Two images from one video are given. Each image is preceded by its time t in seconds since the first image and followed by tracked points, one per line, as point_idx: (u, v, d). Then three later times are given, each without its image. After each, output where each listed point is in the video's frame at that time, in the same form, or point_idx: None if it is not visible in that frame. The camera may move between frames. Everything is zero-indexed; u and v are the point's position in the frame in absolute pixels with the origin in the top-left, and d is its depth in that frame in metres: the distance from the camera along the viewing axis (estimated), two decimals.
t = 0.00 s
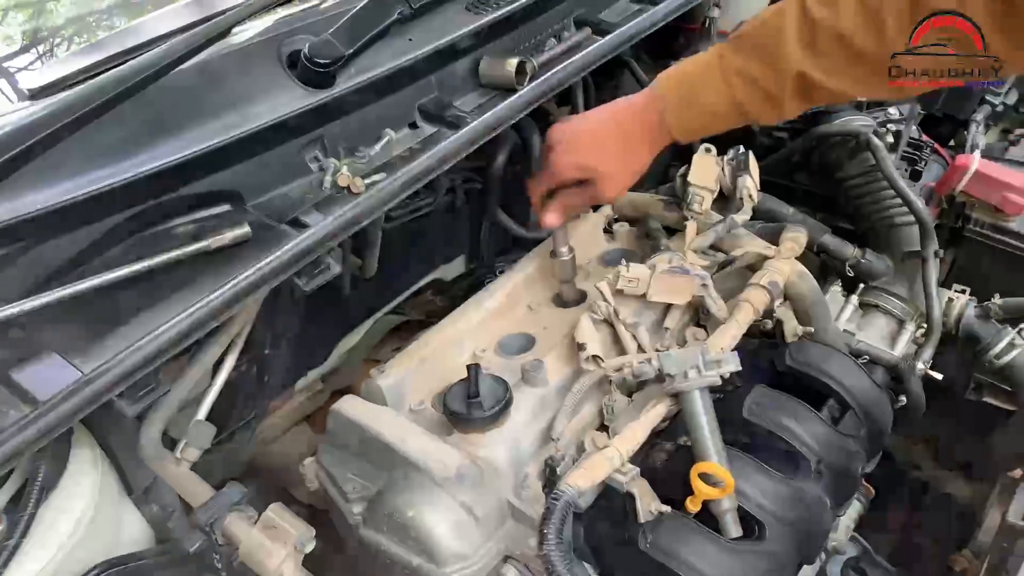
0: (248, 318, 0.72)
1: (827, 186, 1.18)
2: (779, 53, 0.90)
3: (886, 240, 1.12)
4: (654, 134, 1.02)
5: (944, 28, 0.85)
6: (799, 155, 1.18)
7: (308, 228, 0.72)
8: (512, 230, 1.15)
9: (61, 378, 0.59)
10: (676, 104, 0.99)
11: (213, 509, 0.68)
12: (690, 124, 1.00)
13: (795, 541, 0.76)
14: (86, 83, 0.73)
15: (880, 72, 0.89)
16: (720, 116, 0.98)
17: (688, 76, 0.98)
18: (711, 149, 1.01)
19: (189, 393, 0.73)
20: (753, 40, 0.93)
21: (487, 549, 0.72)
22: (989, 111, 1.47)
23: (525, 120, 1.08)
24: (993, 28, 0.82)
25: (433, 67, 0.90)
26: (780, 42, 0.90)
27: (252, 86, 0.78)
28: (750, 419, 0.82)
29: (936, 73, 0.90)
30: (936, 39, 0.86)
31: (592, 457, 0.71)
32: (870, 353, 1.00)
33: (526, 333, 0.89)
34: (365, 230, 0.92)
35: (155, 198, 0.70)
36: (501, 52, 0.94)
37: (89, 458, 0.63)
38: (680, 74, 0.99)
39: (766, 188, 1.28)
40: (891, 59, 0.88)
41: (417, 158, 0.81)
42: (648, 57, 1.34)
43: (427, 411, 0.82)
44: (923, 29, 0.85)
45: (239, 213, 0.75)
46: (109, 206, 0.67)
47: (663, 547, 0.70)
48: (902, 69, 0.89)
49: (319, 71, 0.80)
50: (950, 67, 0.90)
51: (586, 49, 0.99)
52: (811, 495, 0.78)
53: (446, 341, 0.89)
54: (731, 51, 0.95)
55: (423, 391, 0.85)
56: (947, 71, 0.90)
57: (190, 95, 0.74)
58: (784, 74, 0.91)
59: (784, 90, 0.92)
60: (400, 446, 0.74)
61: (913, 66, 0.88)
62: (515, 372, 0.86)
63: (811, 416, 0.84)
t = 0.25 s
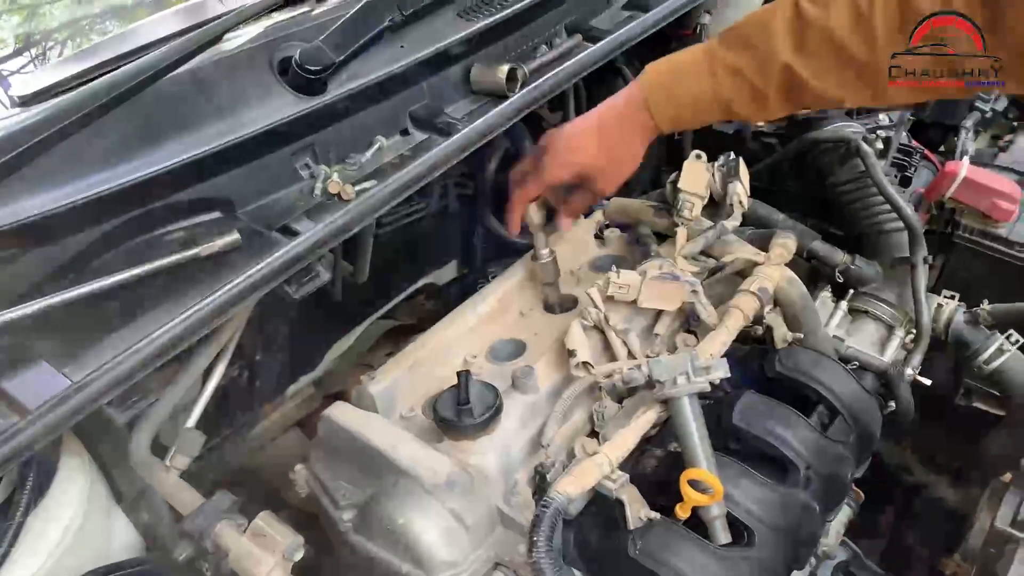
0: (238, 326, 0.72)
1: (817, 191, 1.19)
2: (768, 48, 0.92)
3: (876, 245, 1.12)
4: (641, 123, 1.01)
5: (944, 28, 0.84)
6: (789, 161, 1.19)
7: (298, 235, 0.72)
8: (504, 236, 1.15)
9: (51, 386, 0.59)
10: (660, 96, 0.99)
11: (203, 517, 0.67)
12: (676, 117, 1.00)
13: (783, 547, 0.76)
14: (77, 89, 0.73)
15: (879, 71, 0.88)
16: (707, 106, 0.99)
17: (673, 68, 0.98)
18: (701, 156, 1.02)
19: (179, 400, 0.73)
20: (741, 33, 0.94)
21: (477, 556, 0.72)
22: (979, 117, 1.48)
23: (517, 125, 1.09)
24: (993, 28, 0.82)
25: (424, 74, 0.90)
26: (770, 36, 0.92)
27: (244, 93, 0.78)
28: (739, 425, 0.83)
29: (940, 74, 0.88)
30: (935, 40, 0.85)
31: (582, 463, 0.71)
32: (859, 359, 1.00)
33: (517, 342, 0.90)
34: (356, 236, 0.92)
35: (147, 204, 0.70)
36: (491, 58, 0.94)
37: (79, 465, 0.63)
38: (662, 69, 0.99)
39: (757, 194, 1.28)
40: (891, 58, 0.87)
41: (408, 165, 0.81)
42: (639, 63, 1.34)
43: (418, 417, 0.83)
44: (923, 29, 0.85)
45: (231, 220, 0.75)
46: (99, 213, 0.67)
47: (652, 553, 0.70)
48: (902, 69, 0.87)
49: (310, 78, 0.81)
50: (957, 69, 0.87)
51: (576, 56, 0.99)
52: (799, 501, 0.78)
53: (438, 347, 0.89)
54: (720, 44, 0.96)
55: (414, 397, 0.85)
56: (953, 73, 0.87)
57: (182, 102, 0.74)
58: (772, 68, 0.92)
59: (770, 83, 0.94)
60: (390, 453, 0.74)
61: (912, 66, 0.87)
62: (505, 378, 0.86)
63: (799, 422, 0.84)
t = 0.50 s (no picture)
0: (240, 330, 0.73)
1: (813, 197, 1.19)
2: (766, 64, 0.94)
3: (872, 250, 1.14)
4: (642, 134, 1.02)
5: (944, 29, 0.87)
6: (786, 166, 1.19)
7: (300, 239, 0.73)
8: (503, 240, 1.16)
9: (54, 389, 0.60)
10: (660, 108, 1.01)
11: (205, 519, 0.68)
12: (675, 129, 1.02)
13: (780, 550, 0.77)
14: (78, 95, 0.74)
15: (878, 74, 0.90)
16: (705, 118, 1.01)
17: (672, 80, 1.00)
18: (700, 161, 1.02)
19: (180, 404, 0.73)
20: (741, 48, 0.96)
21: (476, 560, 0.73)
22: (975, 124, 1.48)
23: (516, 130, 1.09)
24: (993, 27, 0.84)
25: (425, 80, 0.91)
26: (767, 51, 0.94)
27: (246, 99, 0.79)
28: (737, 430, 0.83)
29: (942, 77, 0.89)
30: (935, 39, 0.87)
31: (581, 468, 0.72)
32: (856, 364, 1.01)
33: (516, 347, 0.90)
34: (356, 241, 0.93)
35: (149, 209, 0.71)
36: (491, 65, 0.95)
37: (81, 469, 0.64)
38: (662, 76, 1.01)
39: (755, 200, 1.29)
40: (892, 57, 0.89)
41: (408, 170, 0.81)
42: (638, 68, 1.35)
43: (418, 421, 0.83)
44: (924, 28, 0.87)
45: (232, 224, 0.75)
46: (102, 218, 0.68)
47: (650, 557, 0.71)
48: (902, 69, 0.89)
49: (312, 84, 0.81)
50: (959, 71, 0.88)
51: (576, 62, 1.00)
52: (796, 506, 0.79)
53: (438, 351, 0.89)
54: (718, 58, 0.99)
55: (413, 401, 0.85)
56: (954, 76, 0.88)
57: (184, 108, 0.75)
58: (768, 83, 0.95)
59: (767, 97, 0.96)
60: (390, 456, 0.75)
61: (911, 65, 0.89)
62: (504, 382, 0.86)
63: (797, 427, 0.85)
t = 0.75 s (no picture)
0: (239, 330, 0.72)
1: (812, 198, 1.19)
2: (761, 76, 0.94)
3: (872, 250, 1.13)
4: (635, 146, 1.02)
5: (944, 28, 0.84)
6: (785, 167, 1.19)
7: (299, 239, 0.72)
8: (502, 240, 1.16)
9: (52, 390, 0.59)
10: (655, 121, 1.01)
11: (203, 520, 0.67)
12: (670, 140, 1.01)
13: (780, 551, 0.77)
14: (76, 94, 0.74)
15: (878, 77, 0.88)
16: (699, 130, 1.01)
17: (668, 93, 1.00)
18: (699, 162, 1.02)
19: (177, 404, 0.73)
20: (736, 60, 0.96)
21: (475, 560, 0.73)
22: (974, 124, 1.48)
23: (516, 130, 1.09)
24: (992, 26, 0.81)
25: (424, 80, 0.90)
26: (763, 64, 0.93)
27: (245, 98, 0.78)
28: (736, 430, 0.83)
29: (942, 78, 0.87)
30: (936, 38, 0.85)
31: (581, 468, 0.72)
32: (856, 364, 1.01)
33: (515, 347, 0.90)
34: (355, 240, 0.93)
35: (147, 208, 0.70)
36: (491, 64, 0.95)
37: (79, 469, 0.63)
38: (657, 88, 1.01)
39: (754, 200, 1.29)
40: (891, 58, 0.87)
41: (407, 170, 0.81)
42: (638, 68, 1.34)
43: (417, 421, 0.83)
44: (922, 29, 0.85)
45: (232, 224, 0.75)
46: (101, 217, 0.68)
47: (650, 557, 0.71)
48: (902, 69, 0.87)
49: (311, 83, 0.81)
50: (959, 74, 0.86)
51: (576, 62, 1.00)
52: (796, 506, 0.79)
53: (437, 352, 0.89)
54: (712, 72, 0.98)
55: (412, 401, 0.85)
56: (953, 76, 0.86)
57: (182, 107, 0.74)
58: (765, 97, 0.95)
59: (764, 109, 0.96)
60: (390, 456, 0.74)
61: (911, 65, 0.87)
62: (504, 383, 0.86)
63: (797, 428, 0.85)
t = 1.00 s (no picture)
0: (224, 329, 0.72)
1: (802, 194, 1.19)
2: (757, 51, 0.94)
3: (861, 246, 1.14)
4: (627, 123, 1.03)
5: (943, 28, 0.87)
6: (775, 163, 1.19)
7: (285, 236, 0.72)
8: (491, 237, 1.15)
9: (34, 389, 0.59)
10: (649, 93, 1.01)
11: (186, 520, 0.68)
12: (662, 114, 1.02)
13: (768, 547, 0.77)
14: (60, 91, 0.73)
15: (879, 74, 0.90)
16: (692, 104, 1.01)
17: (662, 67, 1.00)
18: (689, 158, 1.02)
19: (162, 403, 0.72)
20: (732, 33, 0.96)
21: (463, 559, 0.73)
22: (963, 120, 1.49)
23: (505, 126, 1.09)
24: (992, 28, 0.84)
25: (411, 77, 0.90)
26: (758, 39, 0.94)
27: (230, 95, 0.78)
28: (725, 426, 0.83)
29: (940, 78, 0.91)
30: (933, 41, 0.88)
31: (569, 465, 0.72)
32: (845, 360, 1.01)
33: (504, 344, 0.90)
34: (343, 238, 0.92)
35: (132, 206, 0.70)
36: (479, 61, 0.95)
37: (63, 468, 0.63)
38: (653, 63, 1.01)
39: (744, 197, 1.29)
40: (892, 57, 0.89)
41: (395, 166, 0.81)
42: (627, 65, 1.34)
43: (406, 419, 0.82)
44: (923, 28, 0.87)
45: (217, 221, 0.74)
46: (85, 215, 0.67)
47: (638, 554, 0.71)
48: (902, 69, 0.89)
49: (297, 79, 0.80)
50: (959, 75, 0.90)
51: (564, 58, 0.99)
52: (785, 502, 0.79)
53: (425, 349, 0.89)
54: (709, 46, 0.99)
55: (400, 399, 0.84)
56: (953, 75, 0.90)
57: (169, 104, 0.74)
58: (758, 71, 0.95)
59: (757, 85, 0.96)
60: (377, 454, 0.74)
61: (912, 65, 0.89)
62: (492, 380, 0.86)
63: (785, 424, 0.85)
